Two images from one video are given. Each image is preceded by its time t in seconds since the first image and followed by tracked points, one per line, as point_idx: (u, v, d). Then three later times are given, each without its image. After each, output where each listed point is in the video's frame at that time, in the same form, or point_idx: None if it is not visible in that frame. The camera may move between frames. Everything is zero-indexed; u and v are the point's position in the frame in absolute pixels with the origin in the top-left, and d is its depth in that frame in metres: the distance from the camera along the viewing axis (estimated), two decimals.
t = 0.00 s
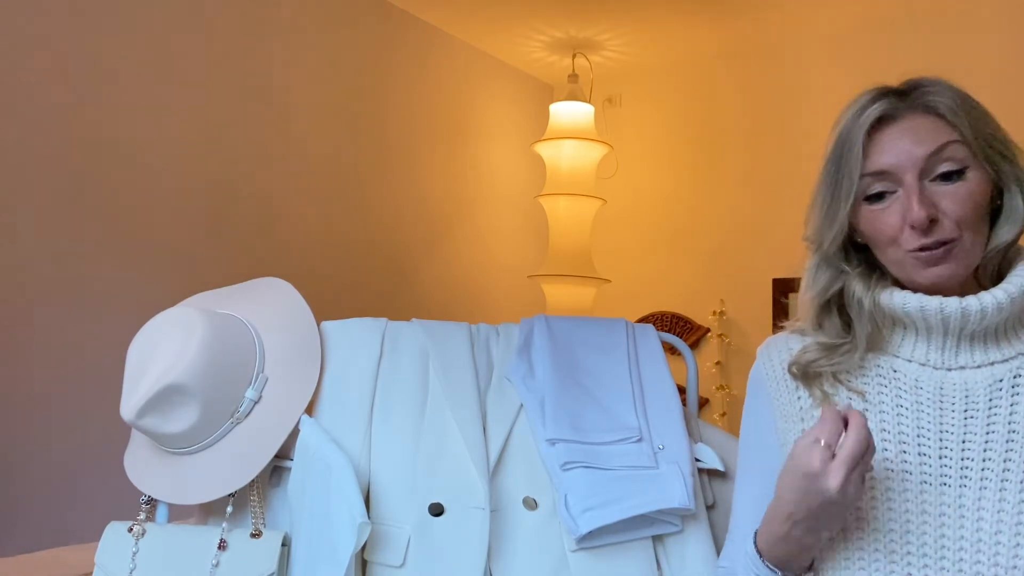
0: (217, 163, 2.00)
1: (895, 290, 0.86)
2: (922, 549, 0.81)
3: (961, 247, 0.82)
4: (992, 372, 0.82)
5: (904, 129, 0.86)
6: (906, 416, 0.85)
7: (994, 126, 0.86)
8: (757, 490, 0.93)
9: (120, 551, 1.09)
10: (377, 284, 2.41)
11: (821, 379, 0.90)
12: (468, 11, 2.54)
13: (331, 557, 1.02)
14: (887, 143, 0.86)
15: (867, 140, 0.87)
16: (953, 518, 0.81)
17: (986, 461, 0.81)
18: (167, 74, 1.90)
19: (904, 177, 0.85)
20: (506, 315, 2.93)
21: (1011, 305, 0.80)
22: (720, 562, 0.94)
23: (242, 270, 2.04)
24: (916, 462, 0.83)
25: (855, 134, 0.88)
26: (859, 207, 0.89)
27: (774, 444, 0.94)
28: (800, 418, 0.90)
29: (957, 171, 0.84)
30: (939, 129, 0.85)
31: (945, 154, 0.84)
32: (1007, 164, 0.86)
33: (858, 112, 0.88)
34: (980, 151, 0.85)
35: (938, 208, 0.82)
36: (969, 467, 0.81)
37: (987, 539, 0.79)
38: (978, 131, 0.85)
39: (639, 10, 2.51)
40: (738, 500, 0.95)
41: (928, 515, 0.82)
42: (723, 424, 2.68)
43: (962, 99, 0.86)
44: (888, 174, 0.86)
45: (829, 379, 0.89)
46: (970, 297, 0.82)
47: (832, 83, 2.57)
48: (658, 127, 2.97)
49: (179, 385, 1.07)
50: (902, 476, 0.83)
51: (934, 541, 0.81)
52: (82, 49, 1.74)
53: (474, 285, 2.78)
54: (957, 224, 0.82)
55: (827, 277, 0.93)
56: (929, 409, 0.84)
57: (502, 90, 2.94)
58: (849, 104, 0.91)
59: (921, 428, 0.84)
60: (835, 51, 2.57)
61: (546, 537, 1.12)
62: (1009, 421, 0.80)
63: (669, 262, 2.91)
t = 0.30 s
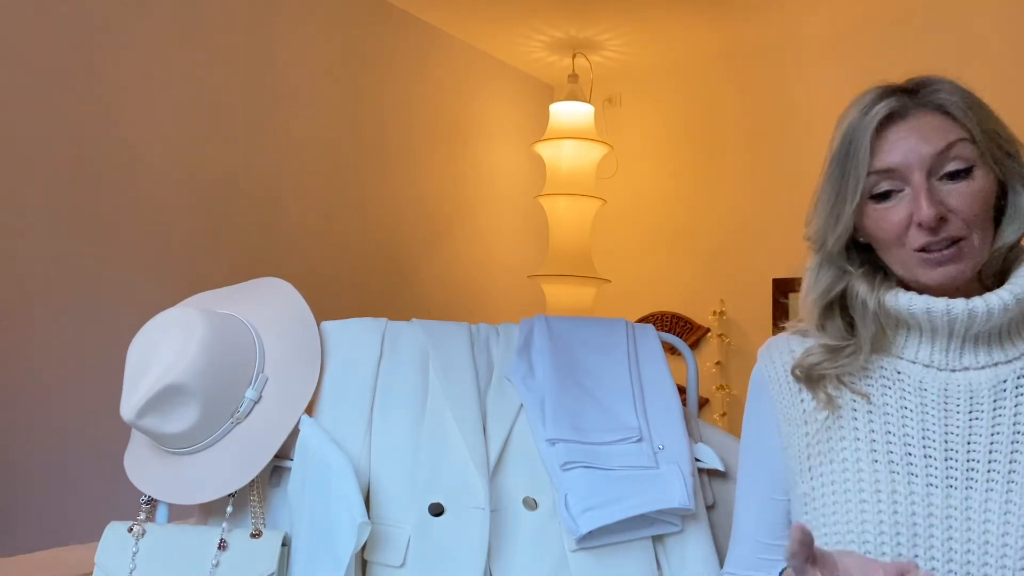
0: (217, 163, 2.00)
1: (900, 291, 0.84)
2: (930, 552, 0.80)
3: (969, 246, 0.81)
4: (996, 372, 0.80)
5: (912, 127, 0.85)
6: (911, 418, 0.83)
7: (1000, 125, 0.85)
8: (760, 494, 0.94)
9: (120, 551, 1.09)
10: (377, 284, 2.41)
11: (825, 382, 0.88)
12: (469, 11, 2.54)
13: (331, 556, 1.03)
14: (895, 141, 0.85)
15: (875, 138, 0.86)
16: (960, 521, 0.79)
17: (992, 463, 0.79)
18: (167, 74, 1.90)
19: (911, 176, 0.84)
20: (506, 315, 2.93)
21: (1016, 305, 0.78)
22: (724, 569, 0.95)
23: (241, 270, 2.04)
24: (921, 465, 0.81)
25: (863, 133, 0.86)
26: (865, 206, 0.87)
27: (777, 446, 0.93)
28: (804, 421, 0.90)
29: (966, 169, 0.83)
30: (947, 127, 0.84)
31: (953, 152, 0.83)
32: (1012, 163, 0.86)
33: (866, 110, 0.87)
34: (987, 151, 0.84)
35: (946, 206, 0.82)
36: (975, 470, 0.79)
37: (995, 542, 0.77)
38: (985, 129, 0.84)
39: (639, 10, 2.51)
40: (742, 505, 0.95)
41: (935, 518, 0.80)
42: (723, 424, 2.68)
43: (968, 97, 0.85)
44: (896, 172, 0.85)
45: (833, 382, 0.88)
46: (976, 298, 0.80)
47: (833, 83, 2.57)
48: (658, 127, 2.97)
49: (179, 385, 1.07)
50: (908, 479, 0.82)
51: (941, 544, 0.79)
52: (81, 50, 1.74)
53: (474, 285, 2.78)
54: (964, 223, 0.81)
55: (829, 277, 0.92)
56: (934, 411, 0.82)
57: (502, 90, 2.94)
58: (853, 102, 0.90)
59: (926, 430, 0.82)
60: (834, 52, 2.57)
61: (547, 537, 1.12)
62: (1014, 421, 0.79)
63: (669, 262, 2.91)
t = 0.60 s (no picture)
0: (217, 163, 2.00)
1: (902, 293, 0.84)
2: (934, 555, 0.79)
3: (969, 243, 0.81)
4: (997, 373, 0.80)
5: (914, 123, 0.84)
6: (913, 420, 0.82)
7: (1002, 123, 0.85)
8: (760, 497, 0.93)
9: (120, 551, 1.10)
10: (377, 284, 2.41)
11: (826, 384, 0.87)
12: (469, 11, 2.54)
13: (331, 556, 1.03)
14: (896, 137, 0.85)
15: (876, 134, 0.86)
16: (964, 522, 0.78)
17: (994, 464, 0.78)
18: (167, 74, 1.90)
19: (912, 171, 0.84)
20: (506, 315, 2.93)
21: (1017, 305, 0.78)
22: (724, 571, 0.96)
23: (241, 270, 2.04)
24: (924, 467, 0.81)
25: (864, 128, 0.86)
26: (865, 202, 0.88)
27: (777, 449, 0.92)
28: (805, 423, 0.89)
29: (967, 166, 0.83)
30: (949, 123, 0.84)
31: (955, 149, 0.83)
32: (1014, 162, 0.85)
33: (867, 106, 0.86)
34: (989, 148, 0.84)
35: (946, 203, 0.81)
36: (978, 471, 0.79)
37: (999, 543, 0.77)
38: (987, 127, 0.84)
39: (639, 10, 2.51)
40: (741, 506, 0.95)
41: (939, 520, 0.79)
42: (723, 424, 2.68)
43: (972, 94, 0.85)
44: (897, 168, 0.85)
45: (834, 384, 0.87)
46: (977, 299, 0.79)
47: (833, 83, 2.56)
48: (658, 127, 2.97)
49: (179, 385, 1.07)
50: (912, 481, 0.81)
51: (945, 546, 0.78)
52: (82, 49, 1.74)
53: (474, 285, 2.78)
54: (965, 220, 0.81)
55: (829, 275, 0.92)
56: (935, 412, 0.81)
57: (502, 90, 2.94)
58: (856, 97, 0.89)
59: (928, 431, 0.81)
60: (834, 52, 2.57)
61: (547, 537, 1.12)
62: (1016, 422, 0.78)
63: (669, 262, 2.91)
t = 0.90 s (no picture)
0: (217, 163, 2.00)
1: (895, 294, 0.83)
2: (934, 556, 0.78)
3: (963, 247, 0.80)
4: (993, 372, 0.79)
5: (906, 127, 0.84)
6: (910, 421, 0.81)
7: (995, 123, 0.85)
8: (759, 500, 0.91)
9: (120, 551, 1.10)
10: (377, 284, 2.41)
11: (822, 386, 0.86)
12: (468, 11, 2.54)
13: (331, 556, 1.03)
14: (889, 140, 0.84)
15: (869, 138, 0.86)
16: (963, 524, 0.78)
17: (992, 465, 0.78)
18: (166, 74, 1.90)
19: (905, 175, 0.84)
20: (506, 315, 2.93)
21: (1011, 305, 0.77)
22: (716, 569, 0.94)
23: (242, 270, 2.04)
24: (922, 468, 0.80)
25: (856, 132, 0.86)
26: (858, 206, 0.87)
27: (775, 453, 0.91)
28: (802, 427, 0.87)
29: (959, 169, 0.83)
30: (941, 126, 0.84)
31: (948, 152, 0.83)
32: (1007, 163, 0.85)
33: (859, 110, 0.86)
34: (982, 150, 0.83)
35: (939, 207, 0.81)
36: (976, 472, 0.78)
37: (998, 544, 0.76)
38: (980, 129, 0.84)
39: (639, 10, 2.51)
40: (736, 508, 0.93)
41: (938, 521, 0.78)
42: (723, 424, 2.68)
43: (963, 96, 0.85)
44: (890, 172, 0.84)
45: (830, 386, 0.86)
46: (970, 299, 0.79)
47: (833, 82, 2.57)
48: (658, 127, 2.97)
49: (179, 385, 1.07)
50: (910, 483, 0.80)
51: (945, 547, 0.78)
52: (81, 49, 1.74)
53: (474, 285, 2.78)
54: (958, 223, 0.81)
55: (824, 277, 0.91)
56: (933, 413, 0.81)
57: (502, 90, 2.94)
58: (849, 99, 0.89)
59: (925, 432, 0.81)
60: (835, 52, 2.57)
61: (546, 537, 1.12)
62: (1013, 422, 0.78)
63: (669, 261, 2.91)
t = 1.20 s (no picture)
0: (217, 163, 2.00)
1: (892, 294, 0.83)
2: (937, 558, 0.77)
3: (967, 232, 0.80)
4: (993, 370, 0.79)
5: (904, 116, 0.84)
6: (911, 421, 0.81)
7: (988, 116, 0.85)
8: (759, 501, 0.91)
9: (120, 551, 1.09)
10: (377, 284, 2.41)
11: (822, 393, 0.86)
12: (468, 11, 2.54)
13: (331, 556, 1.02)
14: (888, 129, 0.84)
15: (867, 127, 0.85)
16: (965, 524, 0.77)
17: (993, 464, 0.78)
18: (166, 74, 1.90)
19: (906, 161, 0.83)
20: (506, 315, 2.93)
21: (1010, 302, 0.77)
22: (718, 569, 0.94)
23: (241, 270, 2.04)
24: (924, 469, 0.80)
25: (856, 121, 0.85)
26: (859, 196, 0.86)
27: (775, 455, 0.91)
28: (801, 429, 0.87)
29: (958, 157, 0.83)
30: (938, 116, 0.84)
31: (946, 139, 0.83)
32: (1003, 156, 0.85)
33: (857, 100, 0.86)
34: (978, 140, 0.84)
35: (942, 191, 0.81)
36: (977, 472, 0.78)
37: (1002, 544, 0.76)
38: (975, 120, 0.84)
39: (639, 10, 2.51)
40: (735, 509, 0.93)
41: (940, 522, 0.78)
42: (723, 424, 2.68)
43: (956, 88, 0.86)
44: (890, 159, 0.84)
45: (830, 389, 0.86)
46: (968, 298, 0.79)
47: (833, 83, 2.57)
48: (658, 127, 2.97)
49: (179, 385, 1.07)
50: (912, 484, 0.79)
51: (948, 548, 0.77)
52: (81, 49, 1.74)
53: (474, 286, 2.78)
54: (960, 207, 0.81)
55: (823, 280, 0.90)
56: (933, 412, 0.80)
57: (502, 90, 2.94)
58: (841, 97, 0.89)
59: (926, 432, 0.80)
60: (835, 52, 2.57)
61: (546, 537, 1.12)
62: (1013, 420, 0.78)
63: (669, 261, 2.91)
